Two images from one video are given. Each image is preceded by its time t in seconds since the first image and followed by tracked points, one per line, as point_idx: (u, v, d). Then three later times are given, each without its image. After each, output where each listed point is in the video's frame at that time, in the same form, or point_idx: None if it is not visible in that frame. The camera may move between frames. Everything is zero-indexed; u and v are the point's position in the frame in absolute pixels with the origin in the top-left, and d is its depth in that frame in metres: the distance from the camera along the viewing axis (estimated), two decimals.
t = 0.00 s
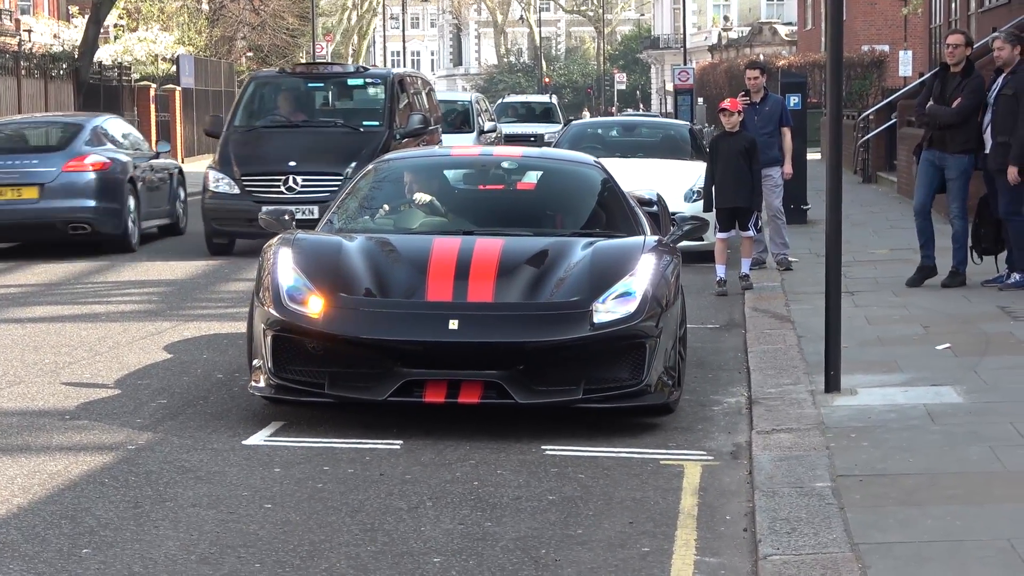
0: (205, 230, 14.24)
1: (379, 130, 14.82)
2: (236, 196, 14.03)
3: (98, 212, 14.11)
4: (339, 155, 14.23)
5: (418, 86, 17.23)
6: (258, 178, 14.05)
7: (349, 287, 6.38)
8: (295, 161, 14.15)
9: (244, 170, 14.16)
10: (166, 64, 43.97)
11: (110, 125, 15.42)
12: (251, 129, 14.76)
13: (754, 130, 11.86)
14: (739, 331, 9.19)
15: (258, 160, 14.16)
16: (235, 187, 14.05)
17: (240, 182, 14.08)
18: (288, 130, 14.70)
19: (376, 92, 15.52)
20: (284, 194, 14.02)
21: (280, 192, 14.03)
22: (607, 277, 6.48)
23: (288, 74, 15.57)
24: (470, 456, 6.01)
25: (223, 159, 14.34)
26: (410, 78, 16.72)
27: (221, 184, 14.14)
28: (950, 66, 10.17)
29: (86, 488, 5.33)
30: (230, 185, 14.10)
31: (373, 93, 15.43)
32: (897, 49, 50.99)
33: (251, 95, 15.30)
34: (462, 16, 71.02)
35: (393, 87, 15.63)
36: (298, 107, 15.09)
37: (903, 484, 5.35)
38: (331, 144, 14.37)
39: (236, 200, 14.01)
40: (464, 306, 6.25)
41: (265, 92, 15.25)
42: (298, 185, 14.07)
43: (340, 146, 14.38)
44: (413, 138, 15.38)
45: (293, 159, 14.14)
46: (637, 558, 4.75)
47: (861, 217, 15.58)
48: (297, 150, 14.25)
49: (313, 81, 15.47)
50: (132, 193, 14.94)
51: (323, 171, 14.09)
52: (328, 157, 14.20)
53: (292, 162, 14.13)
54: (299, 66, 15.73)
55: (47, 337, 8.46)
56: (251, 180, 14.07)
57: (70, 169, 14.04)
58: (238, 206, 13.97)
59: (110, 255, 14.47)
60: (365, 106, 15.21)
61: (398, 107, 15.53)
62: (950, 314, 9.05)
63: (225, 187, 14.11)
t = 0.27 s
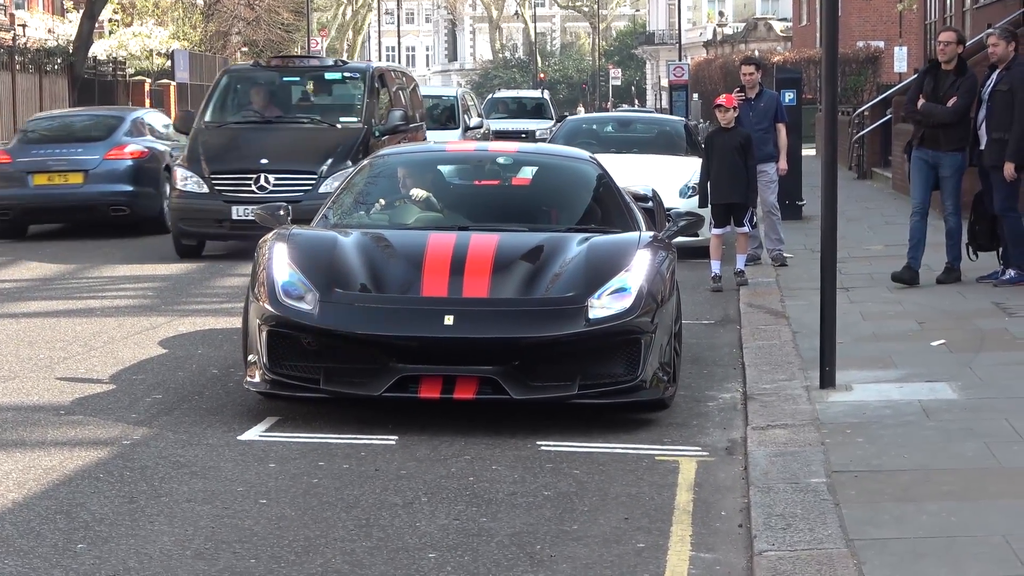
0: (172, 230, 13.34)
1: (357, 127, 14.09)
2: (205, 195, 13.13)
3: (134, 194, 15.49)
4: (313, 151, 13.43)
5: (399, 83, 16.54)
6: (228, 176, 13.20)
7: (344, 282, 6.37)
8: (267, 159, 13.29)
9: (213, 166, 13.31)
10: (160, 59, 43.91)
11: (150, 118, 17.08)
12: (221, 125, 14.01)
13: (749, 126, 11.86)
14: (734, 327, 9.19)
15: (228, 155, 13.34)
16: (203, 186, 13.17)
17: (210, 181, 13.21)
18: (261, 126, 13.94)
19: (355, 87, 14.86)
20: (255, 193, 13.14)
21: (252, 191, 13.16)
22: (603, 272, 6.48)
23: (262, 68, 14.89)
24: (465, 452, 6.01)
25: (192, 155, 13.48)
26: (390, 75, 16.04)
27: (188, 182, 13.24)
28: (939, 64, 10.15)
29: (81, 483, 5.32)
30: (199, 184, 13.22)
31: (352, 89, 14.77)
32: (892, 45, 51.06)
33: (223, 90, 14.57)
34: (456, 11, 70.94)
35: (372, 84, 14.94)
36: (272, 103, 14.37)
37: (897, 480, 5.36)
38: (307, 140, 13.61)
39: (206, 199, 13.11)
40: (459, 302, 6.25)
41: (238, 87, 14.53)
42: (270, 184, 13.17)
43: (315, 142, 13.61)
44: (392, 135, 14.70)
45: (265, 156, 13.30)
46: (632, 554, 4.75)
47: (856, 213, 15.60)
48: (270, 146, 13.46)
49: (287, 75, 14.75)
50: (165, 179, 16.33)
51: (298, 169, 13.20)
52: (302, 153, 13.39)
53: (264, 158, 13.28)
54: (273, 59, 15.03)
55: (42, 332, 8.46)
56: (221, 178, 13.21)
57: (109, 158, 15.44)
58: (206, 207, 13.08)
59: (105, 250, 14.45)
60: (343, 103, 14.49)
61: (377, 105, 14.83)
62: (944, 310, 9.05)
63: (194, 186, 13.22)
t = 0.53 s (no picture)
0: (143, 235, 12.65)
1: (338, 124, 13.40)
2: (177, 199, 12.44)
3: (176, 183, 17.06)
4: (291, 150, 12.74)
5: (385, 80, 15.86)
6: (201, 177, 12.48)
7: (348, 281, 6.37)
8: (242, 160, 12.57)
9: (183, 167, 12.59)
10: (161, 58, 43.98)
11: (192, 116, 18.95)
12: (195, 125, 13.34)
13: (751, 121, 11.85)
14: (738, 323, 9.19)
15: (201, 155, 12.64)
16: (175, 189, 12.47)
17: (181, 184, 12.50)
18: (237, 125, 13.26)
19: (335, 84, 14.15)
20: (229, 196, 12.45)
21: (227, 194, 12.47)
22: (607, 269, 6.47)
23: (238, 66, 14.23)
24: (471, 449, 6.01)
25: (163, 157, 12.77)
26: (374, 70, 15.35)
27: (160, 185, 12.55)
28: (928, 60, 10.12)
29: (87, 483, 5.32)
30: (170, 187, 12.50)
31: (332, 85, 14.06)
32: (894, 39, 51.14)
33: (197, 89, 13.92)
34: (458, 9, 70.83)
35: (353, 80, 14.25)
36: (248, 102, 13.70)
37: (903, 475, 5.36)
38: (284, 140, 12.91)
39: (177, 203, 12.42)
40: (464, 299, 6.24)
41: (212, 86, 13.87)
42: (245, 186, 12.48)
43: (293, 140, 12.93)
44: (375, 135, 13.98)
45: (240, 157, 12.58)
46: (639, 551, 4.74)
47: (859, 209, 15.58)
48: (245, 145, 12.76)
49: (264, 73, 14.08)
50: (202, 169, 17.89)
51: (273, 171, 12.49)
52: (279, 153, 12.69)
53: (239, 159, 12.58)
54: (250, 57, 14.35)
55: (47, 332, 8.46)
56: (193, 180, 12.50)
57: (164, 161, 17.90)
58: (178, 211, 12.39)
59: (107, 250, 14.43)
60: (323, 99, 13.80)
61: (360, 101, 14.14)
62: (949, 305, 9.05)
63: (165, 190, 12.52)
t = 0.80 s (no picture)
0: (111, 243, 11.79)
1: (321, 123, 12.55)
2: (146, 204, 11.61)
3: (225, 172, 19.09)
4: (271, 150, 11.89)
5: (376, 78, 15.02)
6: (172, 180, 11.64)
7: (359, 278, 6.37)
8: (214, 161, 11.72)
9: (152, 167, 11.75)
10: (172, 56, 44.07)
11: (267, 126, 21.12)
12: (169, 122, 12.46)
13: (762, 120, 11.82)
14: (749, 321, 9.17)
15: (174, 155, 11.82)
16: (144, 194, 11.61)
17: (151, 188, 11.66)
18: (213, 124, 12.39)
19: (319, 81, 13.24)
20: (202, 201, 11.62)
21: (200, 199, 11.63)
22: (618, 268, 6.46)
23: (217, 61, 13.36)
24: (482, 447, 6.01)
25: (133, 158, 11.93)
26: (363, 68, 14.51)
27: (128, 188, 11.69)
28: (930, 57, 10.07)
29: (98, 481, 5.33)
30: (140, 192, 11.65)
31: (316, 82, 13.17)
32: (904, 37, 51.07)
33: (173, 86, 13.06)
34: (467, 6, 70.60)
35: (340, 77, 13.40)
36: (227, 99, 12.85)
37: (915, 474, 5.35)
38: (263, 140, 12.04)
39: (147, 208, 11.59)
40: (474, 297, 6.24)
41: (189, 83, 13.01)
42: (219, 190, 11.65)
43: (273, 139, 12.08)
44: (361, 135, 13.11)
45: (212, 158, 11.72)
46: (651, 550, 4.74)
47: (870, 207, 15.56)
48: (220, 146, 11.92)
49: (244, 69, 13.24)
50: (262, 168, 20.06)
51: (249, 174, 11.66)
52: (257, 153, 11.84)
53: (213, 159, 11.75)
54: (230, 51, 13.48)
55: (57, 330, 8.48)
56: (163, 184, 11.65)
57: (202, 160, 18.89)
58: (148, 217, 11.55)
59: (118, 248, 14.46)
60: (306, 97, 12.92)
61: (345, 99, 13.29)
62: (960, 304, 9.02)
63: (134, 194, 11.66)
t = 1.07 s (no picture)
0: (67, 253, 10.95)
1: (292, 122, 11.64)
2: (101, 210, 10.76)
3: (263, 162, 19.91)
4: (238, 151, 11.02)
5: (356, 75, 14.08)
6: (130, 182, 10.77)
7: (364, 277, 6.37)
8: (177, 163, 10.86)
9: (110, 169, 10.88)
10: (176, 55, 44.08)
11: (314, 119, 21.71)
12: (129, 123, 11.56)
13: (766, 118, 11.81)
14: (754, 319, 9.16)
15: (133, 156, 10.94)
16: (101, 199, 10.77)
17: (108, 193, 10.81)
18: (177, 123, 11.48)
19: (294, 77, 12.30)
20: (163, 207, 10.76)
21: (161, 204, 10.77)
22: (622, 266, 6.46)
23: (184, 55, 12.40)
24: (487, 446, 6.01)
25: (89, 160, 11.08)
26: (343, 63, 13.56)
27: (84, 193, 10.84)
28: (930, 54, 10.09)
29: (103, 480, 5.33)
30: (96, 197, 10.80)
31: (290, 78, 12.22)
32: (908, 35, 51.03)
33: (135, 82, 12.13)
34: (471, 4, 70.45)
35: (315, 72, 12.45)
36: (194, 97, 11.90)
37: (920, 472, 5.34)
38: (229, 141, 11.15)
39: (103, 215, 10.73)
40: (479, 296, 6.24)
41: (153, 79, 12.06)
42: (180, 195, 10.78)
43: (242, 140, 11.20)
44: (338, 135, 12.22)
45: (174, 160, 10.85)
46: (656, 548, 4.73)
47: (874, 204, 15.55)
48: (184, 146, 11.04)
49: (211, 64, 12.28)
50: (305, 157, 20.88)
51: (213, 177, 10.80)
52: (223, 154, 10.98)
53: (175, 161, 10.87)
54: (197, 44, 12.52)
55: (62, 328, 8.48)
56: (120, 187, 10.78)
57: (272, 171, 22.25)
58: (105, 223, 10.70)
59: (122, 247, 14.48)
60: (279, 95, 11.98)
61: (321, 95, 12.36)
62: (964, 301, 9.01)
63: (91, 199, 10.82)
